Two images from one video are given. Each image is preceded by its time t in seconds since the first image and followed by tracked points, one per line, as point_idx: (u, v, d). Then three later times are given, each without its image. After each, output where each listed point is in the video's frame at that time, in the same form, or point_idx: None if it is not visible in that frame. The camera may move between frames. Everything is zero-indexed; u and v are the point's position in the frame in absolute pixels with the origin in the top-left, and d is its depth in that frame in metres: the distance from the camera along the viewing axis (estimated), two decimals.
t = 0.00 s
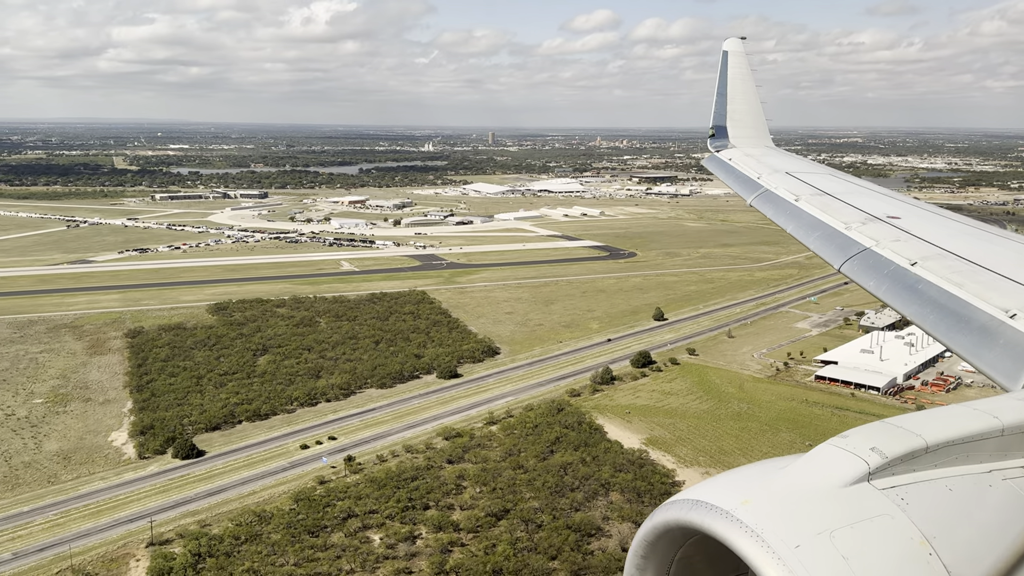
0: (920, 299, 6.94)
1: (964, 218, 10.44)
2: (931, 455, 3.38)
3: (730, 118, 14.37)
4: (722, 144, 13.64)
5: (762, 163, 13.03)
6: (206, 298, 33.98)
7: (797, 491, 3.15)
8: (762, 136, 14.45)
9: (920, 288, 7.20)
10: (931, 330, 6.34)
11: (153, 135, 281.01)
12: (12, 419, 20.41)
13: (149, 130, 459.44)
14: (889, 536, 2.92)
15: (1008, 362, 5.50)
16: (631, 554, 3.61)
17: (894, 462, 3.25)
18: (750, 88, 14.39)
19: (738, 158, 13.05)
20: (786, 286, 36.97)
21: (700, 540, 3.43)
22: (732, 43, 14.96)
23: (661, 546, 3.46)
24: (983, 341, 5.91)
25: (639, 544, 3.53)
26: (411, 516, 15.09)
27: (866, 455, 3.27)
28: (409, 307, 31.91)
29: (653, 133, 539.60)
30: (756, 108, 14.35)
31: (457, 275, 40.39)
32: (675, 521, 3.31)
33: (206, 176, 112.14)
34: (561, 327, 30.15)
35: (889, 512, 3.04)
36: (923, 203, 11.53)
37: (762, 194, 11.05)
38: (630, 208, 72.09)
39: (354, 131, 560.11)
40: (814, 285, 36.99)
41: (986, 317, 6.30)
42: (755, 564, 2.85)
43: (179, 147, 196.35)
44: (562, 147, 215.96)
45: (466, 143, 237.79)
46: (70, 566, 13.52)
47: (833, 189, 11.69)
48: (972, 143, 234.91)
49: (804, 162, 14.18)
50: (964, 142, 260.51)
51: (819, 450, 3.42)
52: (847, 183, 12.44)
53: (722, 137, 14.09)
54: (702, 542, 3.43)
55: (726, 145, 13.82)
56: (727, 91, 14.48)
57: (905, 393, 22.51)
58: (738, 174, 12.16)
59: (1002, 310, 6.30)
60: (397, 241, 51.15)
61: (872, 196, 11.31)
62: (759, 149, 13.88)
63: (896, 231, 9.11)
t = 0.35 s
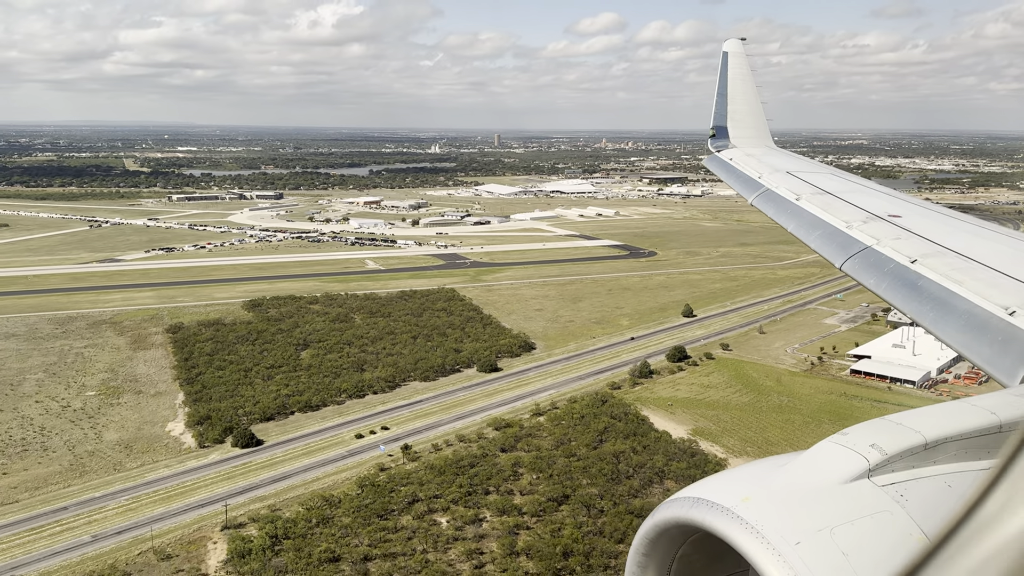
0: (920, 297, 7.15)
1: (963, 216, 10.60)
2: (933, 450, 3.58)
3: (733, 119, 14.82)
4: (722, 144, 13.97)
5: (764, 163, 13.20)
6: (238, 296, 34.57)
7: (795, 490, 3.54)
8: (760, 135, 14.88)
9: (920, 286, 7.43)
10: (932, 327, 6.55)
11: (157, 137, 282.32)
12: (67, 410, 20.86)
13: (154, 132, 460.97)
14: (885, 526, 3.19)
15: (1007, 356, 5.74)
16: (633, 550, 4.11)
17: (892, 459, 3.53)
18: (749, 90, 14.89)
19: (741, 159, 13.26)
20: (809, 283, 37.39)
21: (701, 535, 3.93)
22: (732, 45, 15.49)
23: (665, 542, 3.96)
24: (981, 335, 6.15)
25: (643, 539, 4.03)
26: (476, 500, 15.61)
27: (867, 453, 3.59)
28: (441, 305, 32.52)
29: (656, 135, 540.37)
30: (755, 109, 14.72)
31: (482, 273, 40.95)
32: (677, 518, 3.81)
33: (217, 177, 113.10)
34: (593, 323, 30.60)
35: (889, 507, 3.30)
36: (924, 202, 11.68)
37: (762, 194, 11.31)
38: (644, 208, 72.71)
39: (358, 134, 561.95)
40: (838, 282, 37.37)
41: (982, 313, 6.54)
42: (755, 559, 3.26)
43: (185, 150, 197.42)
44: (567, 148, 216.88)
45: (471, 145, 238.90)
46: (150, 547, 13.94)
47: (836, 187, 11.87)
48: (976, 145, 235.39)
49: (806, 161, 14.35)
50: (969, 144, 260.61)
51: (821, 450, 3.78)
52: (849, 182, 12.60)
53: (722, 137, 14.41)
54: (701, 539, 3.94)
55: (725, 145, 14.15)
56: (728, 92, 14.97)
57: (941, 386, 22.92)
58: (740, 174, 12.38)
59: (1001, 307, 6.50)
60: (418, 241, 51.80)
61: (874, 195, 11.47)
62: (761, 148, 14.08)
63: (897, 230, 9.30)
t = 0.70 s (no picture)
0: (922, 303, 6.85)
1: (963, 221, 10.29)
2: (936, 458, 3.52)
3: (733, 125, 14.20)
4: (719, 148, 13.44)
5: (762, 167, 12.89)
6: (269, 295, 35.18)
7: (802, 497, 3.26)
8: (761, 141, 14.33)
9: (924, 293, 7.12)
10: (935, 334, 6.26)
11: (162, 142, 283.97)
12: (120, 404, 21.28)
13: (157, 136, 462.60)
14: (891, 538, 3.01)
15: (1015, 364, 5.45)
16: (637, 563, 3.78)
17: (897, 466, 3.37)
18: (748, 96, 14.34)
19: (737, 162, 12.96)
20: (830, 284, 37.80)
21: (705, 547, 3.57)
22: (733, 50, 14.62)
23: (670, 554, 3.59)
24: (986, 343, 5.88)
25: (645, 552, 3.68)
26: (535, 489, 16.04)
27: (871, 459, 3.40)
28: (471, 304, 33.08)
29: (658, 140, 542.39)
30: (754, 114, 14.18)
31: (505, 274, 41.49)
32: (680, 528, 3.45)
33: (228, 180, 114.20)
34: (621, 322, 31.02)
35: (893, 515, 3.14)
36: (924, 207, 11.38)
37: (762, 201, 10.83)
38: (657, 210, 73.40)
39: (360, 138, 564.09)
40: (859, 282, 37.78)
41: (987, 320, 6.27)
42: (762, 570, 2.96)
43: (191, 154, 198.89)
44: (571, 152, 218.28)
45: (475, 149, 240.32)
46: (225, 532, 14.40)
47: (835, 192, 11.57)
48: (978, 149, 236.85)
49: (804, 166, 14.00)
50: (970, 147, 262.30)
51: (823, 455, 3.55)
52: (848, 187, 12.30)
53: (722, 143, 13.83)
54: (706, 550, 3.56)
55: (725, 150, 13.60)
56: (727, 99, 14.32)
57: (973, 382, 23.27)
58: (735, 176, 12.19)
59: (1004, 313, 6.28)
60: (438, 242, 52.44)
61: (873, 200, 11.18)
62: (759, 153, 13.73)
63: (899, 235, 9.01)
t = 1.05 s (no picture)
0: (918, 305, 6.86)
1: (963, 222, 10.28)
2: (933, 459, 3.27)
3: (731, 127, 14.20)
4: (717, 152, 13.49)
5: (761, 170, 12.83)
6: (298, 294, 35.75)
7: (801, 499, 3.02)
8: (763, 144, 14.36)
9: (921, 294, 7.10)
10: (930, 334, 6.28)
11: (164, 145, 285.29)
12: (170, 397, 21.72)
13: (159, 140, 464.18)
14: (893, 541, 2.77)
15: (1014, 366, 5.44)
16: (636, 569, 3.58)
17: (895, 468, 3.12)
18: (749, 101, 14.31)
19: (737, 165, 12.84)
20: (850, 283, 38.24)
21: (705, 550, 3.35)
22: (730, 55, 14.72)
23: (668, 557, 3.39)
24: (984, 344, 5.87)
25: (645, 553, 3.48)
26: (591, 477, 16.41)
27: (867, 461, 3.15)
28: (499, 302, 33.62)
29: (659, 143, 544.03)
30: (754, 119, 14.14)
31: (527, 273, 42.03)
32: (679, 530, 3.25)
33: (237, 183, 115.17)
34: (649, 319, 31.45)
35: (892, 516, 2.89)
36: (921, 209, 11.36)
37: (758, 202, 10.81)
38: (668, 212, 74.20)
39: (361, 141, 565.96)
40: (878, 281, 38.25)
41: (984, 322, 6.26)
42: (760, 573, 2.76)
43: (196, 157, 200.01)
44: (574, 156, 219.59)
45: (477, 152, 241.76)
46: (295, 518, 14.87)
47: (833, 195, 11.54)
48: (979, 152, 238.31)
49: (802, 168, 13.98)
50: (972, 151, 263.53)
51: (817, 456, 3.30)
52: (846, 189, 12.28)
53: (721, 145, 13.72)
54: (706, 554, 3.35)
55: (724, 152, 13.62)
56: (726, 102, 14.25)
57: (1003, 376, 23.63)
58: (735, 181, 12.11)
59: (1002, 314, 6.28)
60: (456, 243, 53.12)
61: (870, 202, 11.17)
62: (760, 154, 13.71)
63: (897, 237, 8.99)
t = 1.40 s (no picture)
0: (918, 302, 6.93)
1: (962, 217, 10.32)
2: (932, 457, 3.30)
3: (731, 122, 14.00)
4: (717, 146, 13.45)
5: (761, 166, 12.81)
6: (327, 293, 36.32)
7: (803, 497, 3.02)
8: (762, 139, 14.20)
9: (921, 292, 7.14)
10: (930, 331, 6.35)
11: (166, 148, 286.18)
12: (218, 392, 22.13)
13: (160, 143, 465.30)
14: (892, 539, 2.79)
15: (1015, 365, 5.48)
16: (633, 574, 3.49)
17: (893, 465, 3.17)
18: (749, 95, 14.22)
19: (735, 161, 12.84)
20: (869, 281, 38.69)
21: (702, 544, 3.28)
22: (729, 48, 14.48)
23: (665, 552, 3.31)
24: (984, 341, 5.95)
25: (640, 551, 3.40)
26: (643, 467, 16.82)
27: (867, 459, 3.18)
28: (526, 300, 34.10)
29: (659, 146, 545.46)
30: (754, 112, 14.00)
31: (548, 273, 42.51)
32: (677, 527, 3.17)
33: (246, 186, 115.87)
34: (677, 317, 31.88)
35: (891, 513, 2.92)
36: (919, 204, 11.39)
37: (757, 198, 10.88)
38: (679, 214, 74.86)
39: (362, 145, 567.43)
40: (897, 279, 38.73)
41: (984, 319, 6.32)
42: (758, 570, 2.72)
43: (200, 160, 200.80)
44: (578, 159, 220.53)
45: (480, 156, 242.77)
46: (362, 504, 15.39)
47: (832, 190, 11.55)
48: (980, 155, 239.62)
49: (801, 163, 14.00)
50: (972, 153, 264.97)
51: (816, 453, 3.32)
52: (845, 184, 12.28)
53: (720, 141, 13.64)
54: (703, 550, 3.29)
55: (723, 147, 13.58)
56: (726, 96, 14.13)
57: None
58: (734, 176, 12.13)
59: (1001, 312, 6.34)
60: (473, 244, 53.69)
61: (870, 198, 11.19)
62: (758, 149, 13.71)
63: (897, 233, 9.02)
